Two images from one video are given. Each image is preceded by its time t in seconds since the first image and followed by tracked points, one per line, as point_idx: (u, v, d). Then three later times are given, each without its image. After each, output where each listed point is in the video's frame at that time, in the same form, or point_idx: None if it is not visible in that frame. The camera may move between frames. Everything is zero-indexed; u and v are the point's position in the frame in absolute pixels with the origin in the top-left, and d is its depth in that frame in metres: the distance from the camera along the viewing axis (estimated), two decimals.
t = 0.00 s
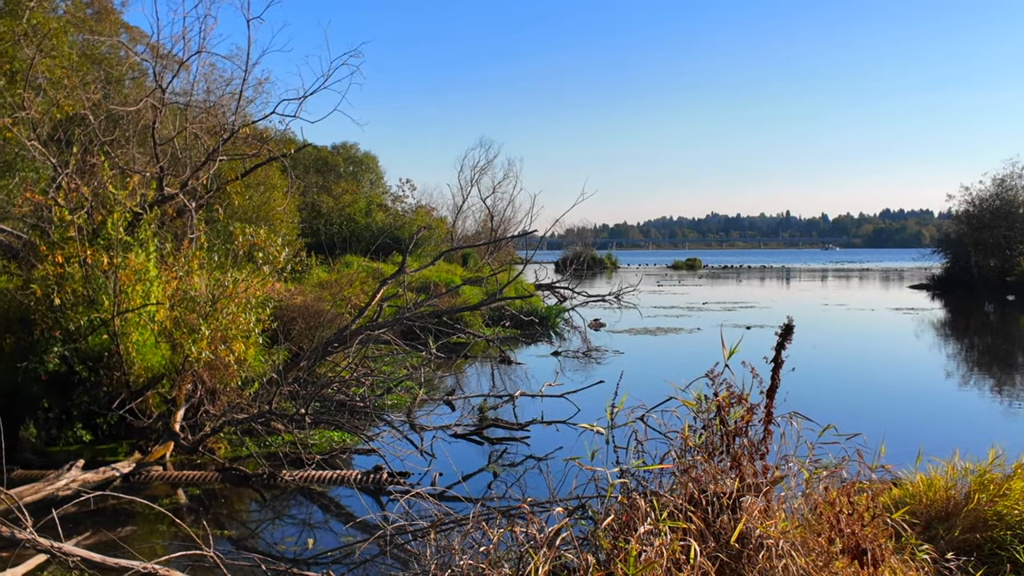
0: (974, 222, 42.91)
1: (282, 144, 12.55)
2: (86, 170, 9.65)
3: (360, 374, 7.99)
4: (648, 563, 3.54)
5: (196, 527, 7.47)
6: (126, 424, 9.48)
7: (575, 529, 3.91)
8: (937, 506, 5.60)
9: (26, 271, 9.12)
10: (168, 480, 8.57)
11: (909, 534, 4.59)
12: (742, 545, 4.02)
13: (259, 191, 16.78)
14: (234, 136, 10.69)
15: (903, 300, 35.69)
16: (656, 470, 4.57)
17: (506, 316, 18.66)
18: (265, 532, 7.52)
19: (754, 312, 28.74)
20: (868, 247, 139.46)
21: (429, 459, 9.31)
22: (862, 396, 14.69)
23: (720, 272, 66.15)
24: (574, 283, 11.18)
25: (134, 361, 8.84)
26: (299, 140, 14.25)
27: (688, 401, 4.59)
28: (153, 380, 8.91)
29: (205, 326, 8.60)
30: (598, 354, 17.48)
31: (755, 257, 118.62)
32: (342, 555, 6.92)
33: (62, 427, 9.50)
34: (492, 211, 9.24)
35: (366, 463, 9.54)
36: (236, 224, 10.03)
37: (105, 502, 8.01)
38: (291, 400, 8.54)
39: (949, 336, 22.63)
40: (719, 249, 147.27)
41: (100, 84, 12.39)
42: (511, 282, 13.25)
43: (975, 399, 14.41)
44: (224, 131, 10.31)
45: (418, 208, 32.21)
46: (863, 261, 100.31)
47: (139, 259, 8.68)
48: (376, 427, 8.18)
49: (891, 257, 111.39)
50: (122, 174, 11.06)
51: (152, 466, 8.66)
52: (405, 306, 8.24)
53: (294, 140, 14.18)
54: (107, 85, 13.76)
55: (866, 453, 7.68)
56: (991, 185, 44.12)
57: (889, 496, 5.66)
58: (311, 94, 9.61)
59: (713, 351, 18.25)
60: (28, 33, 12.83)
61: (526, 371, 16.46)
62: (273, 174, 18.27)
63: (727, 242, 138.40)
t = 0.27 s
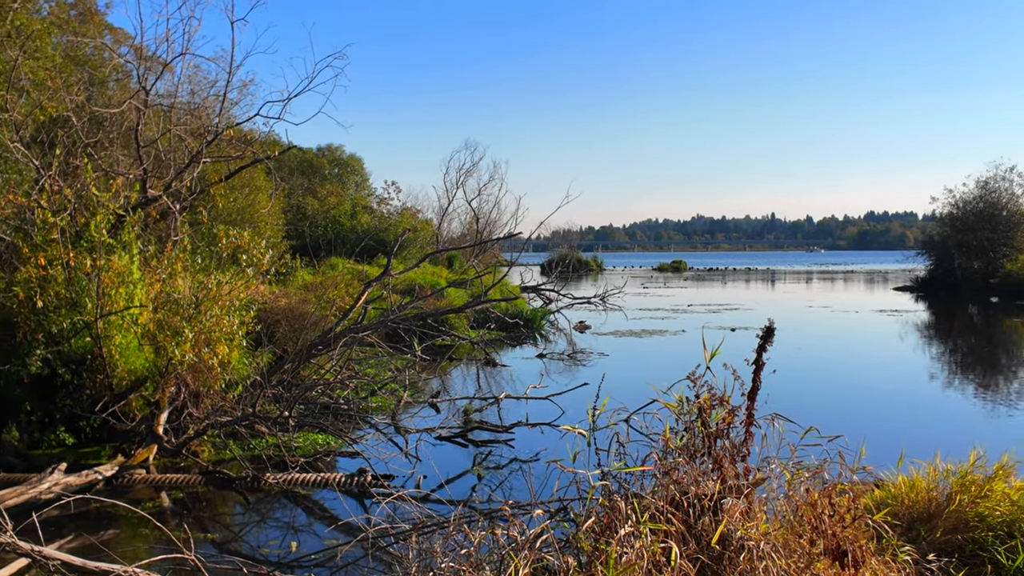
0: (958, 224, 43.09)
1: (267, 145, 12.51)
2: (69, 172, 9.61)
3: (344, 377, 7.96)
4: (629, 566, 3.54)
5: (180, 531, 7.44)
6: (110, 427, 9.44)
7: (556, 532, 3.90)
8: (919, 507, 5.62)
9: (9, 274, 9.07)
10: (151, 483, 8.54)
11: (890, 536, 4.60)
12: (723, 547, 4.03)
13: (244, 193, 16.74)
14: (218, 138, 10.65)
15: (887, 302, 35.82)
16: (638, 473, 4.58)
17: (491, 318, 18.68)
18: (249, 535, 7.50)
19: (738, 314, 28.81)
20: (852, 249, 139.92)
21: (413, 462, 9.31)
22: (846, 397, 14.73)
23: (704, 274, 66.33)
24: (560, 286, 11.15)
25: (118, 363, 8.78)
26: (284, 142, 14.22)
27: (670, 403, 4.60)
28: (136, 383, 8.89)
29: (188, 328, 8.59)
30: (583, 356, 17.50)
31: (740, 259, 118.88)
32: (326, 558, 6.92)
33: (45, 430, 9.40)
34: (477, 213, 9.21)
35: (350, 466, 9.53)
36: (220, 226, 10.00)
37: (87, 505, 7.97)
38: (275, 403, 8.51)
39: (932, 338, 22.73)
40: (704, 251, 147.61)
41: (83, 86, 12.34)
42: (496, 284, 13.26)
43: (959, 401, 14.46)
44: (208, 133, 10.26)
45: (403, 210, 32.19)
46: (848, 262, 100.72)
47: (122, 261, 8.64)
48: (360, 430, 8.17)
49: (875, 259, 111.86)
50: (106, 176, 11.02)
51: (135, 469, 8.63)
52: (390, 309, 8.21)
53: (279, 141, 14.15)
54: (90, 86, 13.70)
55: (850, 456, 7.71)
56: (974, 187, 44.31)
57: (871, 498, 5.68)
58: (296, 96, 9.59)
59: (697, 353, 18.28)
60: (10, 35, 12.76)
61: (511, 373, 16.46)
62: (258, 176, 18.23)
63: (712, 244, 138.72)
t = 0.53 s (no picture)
0: (936, 227, 43.34)
1: (247, 147, 12.47)
2: (48, 174, 9.55)
3: (324, 380, 7.92)
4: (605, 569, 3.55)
5: (159, 535, 7.41)
6: (87, 430, 9.35)
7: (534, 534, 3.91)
8: (896, 508, 5.64)
9: None
10: (128, 487, 8.49)
11: (868, 538, 4.62)
12: (700, 549, 4.04)
13: (224, 195, 16.68)
14: (197, 140, 10.59)
15: (866, 304, 35.97)
16: (615, 475, 4.59)
17: (472, 321, 18.68)
18: (228, 538, 7.47)
19: (718, 316, 28.87)
20: (833, 252, 140.50)
21: (394, 465, 9.29)
22: (826, 399, 14.79)
23: (685, 276, 66.50)
24: (541, 288, 11.14)
25: (96, 367, 8.77)
26: (264, 144, 14.17)
27: (648, 405, 4.62)
28: (115, 386, 8.85)
29: (167, 332, 8.53)
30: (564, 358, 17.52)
31: (721, 261, 119.24)
32: (305, 562, 6.90)
33: (22, 434, 9.32)
34: (458, 216, 9.19)
35: (331, 468, 9.51)
36: (199, 229, 9.95)
37: (65, 510, 7.92)
38: (254, 407, 8.47)
39: (911, 340, 22.83)
40: (686, 254, 147.96)
41: (61, 87, 12.27)
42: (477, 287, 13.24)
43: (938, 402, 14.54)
44: (188, 135, 10.20)
45: (384, 212, 32.14)
46: (828, 265, 101.15)
47: (100, 264, 8.58)
48: (340, 433, 8.15)
49: (856, 261, 112.35)
50: (84, 178, 10.95)
51: (113, 473, 8.59)
52: (370, 312, 8.17)
53: (259, 143, 14.11)
54: (68, 88, 13.63)
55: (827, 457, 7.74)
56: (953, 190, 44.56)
57: (849, 500, 5.70)
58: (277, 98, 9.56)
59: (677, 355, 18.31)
60: None
61: (492, 375, 16.46)
62: (238, 179, 18.19)
63: (693, 247, 139.11)
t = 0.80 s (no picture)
0: (911, 229, 43.64)
1: (223, 150, 12.42)
2: (22, 176, 9.49)
3: (300, 383, 7.89)
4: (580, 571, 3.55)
5: (133, 539, 7.37)
6: (62, 434, 9.29)
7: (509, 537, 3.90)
8: (870, 510, 5.66)
9: None
10: (104, 491, 8.44)
11: (843, 540, 4.63)
12: (675, 551, 4.04)
13: (200, 198, 16.60)
14: (174, 142, 10.54)
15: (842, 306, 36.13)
16: (591, 478, 4.59)
17: (449, 324, 18.68)
18: (204, 542, 7.43)
19: (696, 319, 28.93)
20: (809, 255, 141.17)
21: (370, 467, 9.27)
22: (803, 401, 14.86)
23: (662, 278, 66.69)
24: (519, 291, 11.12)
25: (70, 370, 8.73)
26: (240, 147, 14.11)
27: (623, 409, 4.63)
28: (89, 390, 8.81)
29: (142, 335, 8.48)
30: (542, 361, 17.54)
31: (698, 264, 119.63)
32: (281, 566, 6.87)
33: None
34: (436, 218, 9.17)
35: (307, 472, 9.49)
36: (175, 231, 9.90)
37: (39, 514, 7.87)
38: (230, 410, 8.43)
39: (886, 342, 22.95)
40: (663, 256, 148.37)
41: (36, 88, 12.20)
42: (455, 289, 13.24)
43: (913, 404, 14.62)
44: (164, 137, 10.15)
45: (362, 215, 32.09)
46: (805, 268, 101.58)
47: (74, 267, 8.53)
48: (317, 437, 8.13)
49: (832, 264, 112.84)
50: (59, 180, 10.88)
51: (87, 477, 8.53)
52: (347, 314, 8.14)
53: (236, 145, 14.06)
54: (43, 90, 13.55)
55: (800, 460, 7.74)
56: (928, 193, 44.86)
57: (824, 503, 5.72)
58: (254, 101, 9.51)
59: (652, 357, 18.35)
60: None
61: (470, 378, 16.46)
62: (215, 181, 18.13)
63: (670, 250, 139.52)
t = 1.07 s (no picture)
0: (882, 232, 43.99)
1: (196, 152, 12.35)
2: None
3: (273, 386, 7.85)
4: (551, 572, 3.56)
5: (104, 544, 7.32)
6: (32, 439, 9.19)
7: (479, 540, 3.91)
8: (841, 511, 5.70)
9: None
10: (74, 496, 8.38)
11: (813, 541, 4.67)
12: (645, 554, 4.06)
13: (172, 200, 16.50)
14: (146, 144, 10.48)
15: (815, 309, 36.32)
16: (562, 480, 4.60)
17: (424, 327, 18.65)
18: (176, 547, 7.39)
19: (669, 321, 29.02)
20: (782, 258, 141.91)
21: (344, 471, 9.25)
22: (775, 403, 14.93)
23: (636, 281, 66.84)
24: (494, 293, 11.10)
25: (41, 374, 8.68)
26: (213, 149, 14.03)
27: (594, 411, 4.64)
28: (60, 394, 8.81)
29: (113, 338, 8.41)
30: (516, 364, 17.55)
31: (672, 266, 120.05)
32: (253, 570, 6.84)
33: None
34: (410, 221, 9.13)
35: (280, 475, 9.46)
36: (146, 234, 9.83)
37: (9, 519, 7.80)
38: (202, 414, 8.39)
39: (859, 344, 23.09)
40: (637, 259, 148.76)
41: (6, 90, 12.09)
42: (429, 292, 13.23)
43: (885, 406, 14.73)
44: (136, 139, 10.08)
45: (335, 218, 31.98)
46: (778, 270, 102.13)
47: (45, 269, 8.45)
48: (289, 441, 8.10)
49: (805, 266, 113.46)
50: (29, 182, 10.79)
51: (58, 481, 8.46)
52: (320, 317, 8.10)
53: (208, 147, 13.99)
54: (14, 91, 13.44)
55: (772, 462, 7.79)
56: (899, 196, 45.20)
57: (795, 504, 5.75)
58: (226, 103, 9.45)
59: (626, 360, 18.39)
60: None
61: (444, 381, 16.45)
62: (187, 184, 18.04)
63: (644, 253, 139.89)
